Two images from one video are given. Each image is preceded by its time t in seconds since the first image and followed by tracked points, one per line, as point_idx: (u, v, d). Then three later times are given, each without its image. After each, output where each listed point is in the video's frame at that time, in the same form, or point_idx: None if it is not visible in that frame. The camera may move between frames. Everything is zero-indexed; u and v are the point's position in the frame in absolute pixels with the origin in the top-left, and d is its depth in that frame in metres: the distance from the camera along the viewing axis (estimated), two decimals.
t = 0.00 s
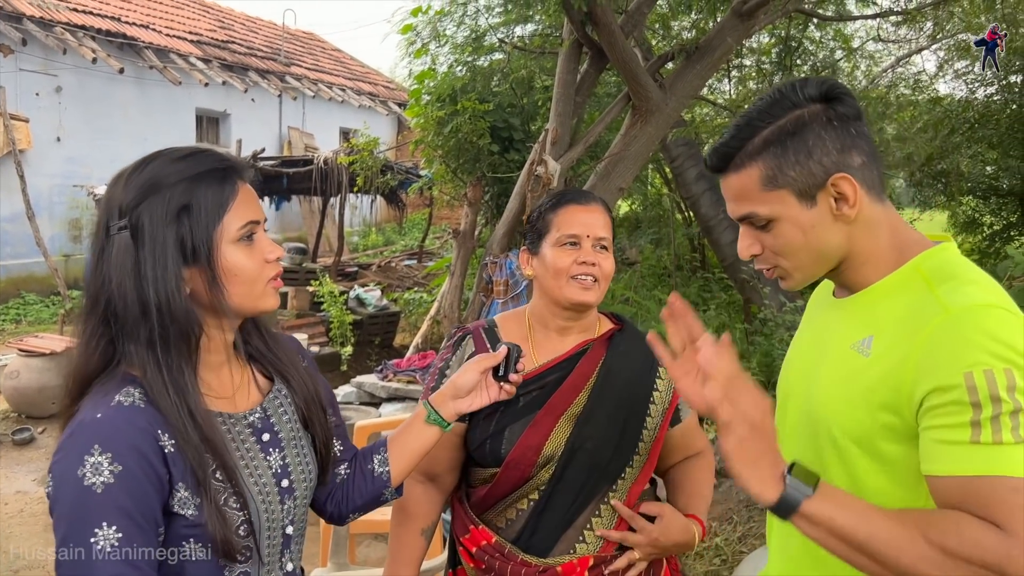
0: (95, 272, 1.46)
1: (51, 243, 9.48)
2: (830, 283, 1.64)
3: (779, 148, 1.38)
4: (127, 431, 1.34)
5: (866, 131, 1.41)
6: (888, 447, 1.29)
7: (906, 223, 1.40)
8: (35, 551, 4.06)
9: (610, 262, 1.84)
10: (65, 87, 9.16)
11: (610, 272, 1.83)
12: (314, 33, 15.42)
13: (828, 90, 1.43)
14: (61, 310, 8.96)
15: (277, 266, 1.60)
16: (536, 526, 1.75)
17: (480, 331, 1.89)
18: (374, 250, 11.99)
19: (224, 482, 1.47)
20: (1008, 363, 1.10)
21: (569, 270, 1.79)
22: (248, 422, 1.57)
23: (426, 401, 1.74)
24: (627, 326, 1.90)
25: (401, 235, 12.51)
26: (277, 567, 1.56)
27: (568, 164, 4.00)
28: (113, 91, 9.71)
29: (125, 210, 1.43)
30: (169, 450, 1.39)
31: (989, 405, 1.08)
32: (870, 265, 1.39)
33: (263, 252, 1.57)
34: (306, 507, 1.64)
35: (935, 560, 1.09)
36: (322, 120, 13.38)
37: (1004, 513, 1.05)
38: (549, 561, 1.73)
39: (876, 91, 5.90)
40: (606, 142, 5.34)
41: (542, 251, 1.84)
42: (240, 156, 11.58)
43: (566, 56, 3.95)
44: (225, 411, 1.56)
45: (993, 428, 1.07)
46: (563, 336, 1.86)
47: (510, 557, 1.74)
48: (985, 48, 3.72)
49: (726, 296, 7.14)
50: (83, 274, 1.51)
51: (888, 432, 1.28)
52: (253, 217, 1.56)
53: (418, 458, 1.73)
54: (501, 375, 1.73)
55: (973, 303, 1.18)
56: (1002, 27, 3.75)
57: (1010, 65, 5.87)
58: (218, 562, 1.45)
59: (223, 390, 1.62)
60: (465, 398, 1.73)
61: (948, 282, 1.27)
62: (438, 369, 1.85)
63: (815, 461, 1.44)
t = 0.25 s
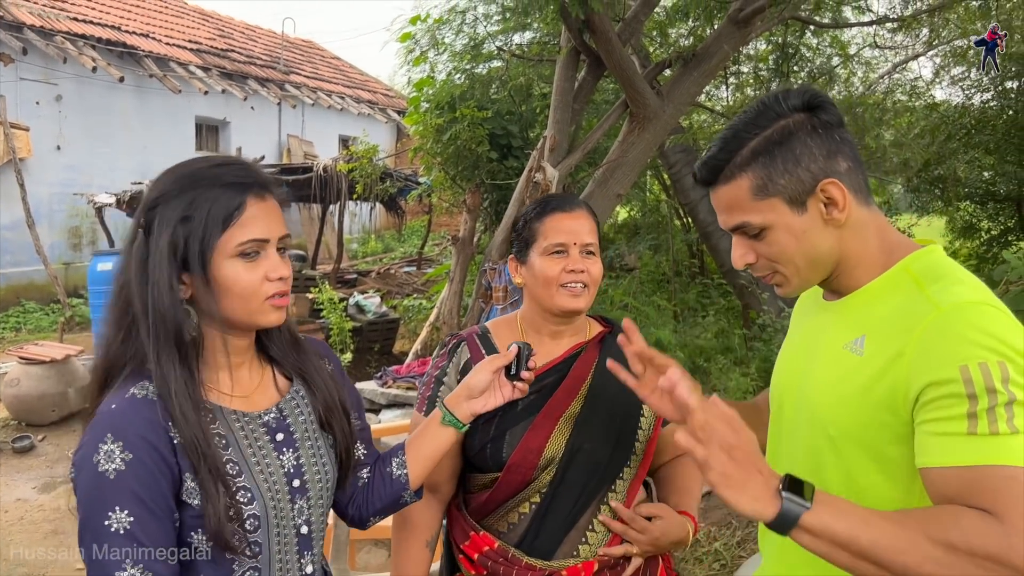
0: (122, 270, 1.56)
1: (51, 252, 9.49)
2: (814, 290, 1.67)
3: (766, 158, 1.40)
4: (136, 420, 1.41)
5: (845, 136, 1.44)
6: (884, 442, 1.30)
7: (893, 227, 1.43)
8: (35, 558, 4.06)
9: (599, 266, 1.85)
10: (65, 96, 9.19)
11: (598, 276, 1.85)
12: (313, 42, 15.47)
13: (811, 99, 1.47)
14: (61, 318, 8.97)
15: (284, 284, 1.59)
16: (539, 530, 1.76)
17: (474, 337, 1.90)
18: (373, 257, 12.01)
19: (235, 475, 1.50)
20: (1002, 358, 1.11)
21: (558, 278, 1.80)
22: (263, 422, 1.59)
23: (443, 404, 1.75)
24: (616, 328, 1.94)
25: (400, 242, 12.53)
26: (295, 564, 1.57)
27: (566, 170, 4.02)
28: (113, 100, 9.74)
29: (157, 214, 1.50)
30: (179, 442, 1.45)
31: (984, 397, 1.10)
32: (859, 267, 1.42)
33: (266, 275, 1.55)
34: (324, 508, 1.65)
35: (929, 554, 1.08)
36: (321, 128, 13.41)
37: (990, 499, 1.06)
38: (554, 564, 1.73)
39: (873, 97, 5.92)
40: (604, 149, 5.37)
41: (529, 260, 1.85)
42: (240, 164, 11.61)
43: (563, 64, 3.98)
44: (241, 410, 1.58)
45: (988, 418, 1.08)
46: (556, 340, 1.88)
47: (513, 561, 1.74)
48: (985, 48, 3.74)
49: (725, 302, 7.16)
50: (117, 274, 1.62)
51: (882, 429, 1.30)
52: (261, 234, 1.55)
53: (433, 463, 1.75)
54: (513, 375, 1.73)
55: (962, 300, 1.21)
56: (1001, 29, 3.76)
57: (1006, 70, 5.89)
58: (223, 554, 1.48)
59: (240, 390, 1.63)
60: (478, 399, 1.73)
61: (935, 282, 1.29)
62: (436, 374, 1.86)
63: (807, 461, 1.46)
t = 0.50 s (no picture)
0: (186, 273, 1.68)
1: (50, 258, 9.49)
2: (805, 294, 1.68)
3: (767, 162, 1.39)
4: (185, 410, 1.44)
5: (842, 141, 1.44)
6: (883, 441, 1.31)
7: (886, 232, 1.44)
8: (34, 565, 4.06)
9: (588, 272, 1.84)
10: (64, 103, 9.21)
11: (588, 280, 1.84)
12: (311, 48, 15.51)
13: (808, 107, 1.47)
14: (60, 324, 8.96)
15: (294, 294, 1.56)
16: (541, 536, 1.77)
17: (470, 345, 1.89)
18: (373, 263, 12.03)
19: (276, 465, 1.49)
20: (1000, 357, 1.12)
21: (548, 287, 1.79)
22: (308, 418, 1.58)
23: (475, 409, 1.72)
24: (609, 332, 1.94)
25: (399, 247, 12.56)
26: (334, 554, 1.57)
27: (564, 176, 4.04)
28: (113, 106, 9.76)
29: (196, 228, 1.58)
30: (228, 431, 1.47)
31: (984, 395, 1.09)
32: (854, 272, 1.43)
33: (268, 287, 1.54)
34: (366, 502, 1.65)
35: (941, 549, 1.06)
36: (320, 133, 13.44)
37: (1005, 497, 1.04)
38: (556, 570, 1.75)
39: (870, 102, 5.94)
40: (602, 154, 5.39)
41: (518, 271, 1.84)
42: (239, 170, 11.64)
43: (561, 70, 3.99)
44: (288, 406, 1.59)
45: (989, 416, 1.08)
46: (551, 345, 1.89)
47: (516, 568, 1.75)
48: (985, 48, 3.76)
49: (723, 306, 7.18)
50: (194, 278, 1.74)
51: (879, 430, 1.31)
52: (266, 247, 1.54)
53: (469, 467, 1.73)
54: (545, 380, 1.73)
55: (957, 303, 1.22)
56: (998, 31, 3.78)
57: (1002, 75, 5.92)
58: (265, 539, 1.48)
59: (291, 385, 1.64)
60: (509, 404, 1.70)
61: (930, 285, 1.30)
62: (434, 384, 1.87)
63: (805, 463, 1.46)
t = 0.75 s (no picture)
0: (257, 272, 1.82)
1: (48, 264, 9.50)
2: (781, 301, 1.69)
3: (748, 167, 1.40)
4: (224, 390, 1.55)
5: (825, 153, 1.46)
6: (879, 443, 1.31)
7: (862, 244, 1.47)
8: (33, 571, 4.07)
9: (575, 280, 1.84)
10: (63, 109, 9.23)
11: (576, 287, 1.84)
12: (310, 53, 15.55)
13: (791, 117, 1.48)
14: (59, 330, 8.97)
15: (311, 296, 1.59)
16: (534, 540, 1.79)
17: (462, 353, 1.90)
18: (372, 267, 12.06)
19: (294, 448, 1.55)
20: (994, 359, 1.12)
21: (534, 296, 1.80)
22: (333, 410, 1.63)
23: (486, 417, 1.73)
24: (601, 340, 1.95)
25: (398, 252, 12.59)
26: (338, 541, 1.60)
27: (560, 182, 4.06)
28: (111, 112, 9.78)
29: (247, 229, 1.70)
30: (254, 413, 1.55)
31: (986, 398, 1.09)
32: (827, 280, 1.44)
33: (287, 287, 1.59)
34: (381, 495, 1.66)
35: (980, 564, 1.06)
36: (319, 139, 13.47)
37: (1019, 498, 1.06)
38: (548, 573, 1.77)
39: (866, 106, 5.97)
40: (599, 159, 5.41)
41: (506, 280, 1.85)
42: (237, 175, 11.66)
43: (556, 77, 4.01)
44: (316, 397, 1.64)
45: (994, 419, 1.08)
46: (542, 353, 1.90)
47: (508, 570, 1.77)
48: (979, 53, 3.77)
49: (721, 310, 7.19)
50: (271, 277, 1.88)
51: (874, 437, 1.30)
52: (289, 250, 1.60)
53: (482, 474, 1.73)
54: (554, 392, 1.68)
55: (940, 308, 1.22)
56: (993, 35, 3.80)
57: (997, 79, 5.93)
58: (278, 514, 1.54)
59: (324, 379, 1.69)
60: (519, 413, 1.69)
61: (908, 291, 1.31)
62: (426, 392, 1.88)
63: (796, 469, 1.46)
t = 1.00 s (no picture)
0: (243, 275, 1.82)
1: (47, 266, 9.49)
2: (791, 291, 1.66)
3: (772, 145, 1.39)
4: (206, 385, 1.55)
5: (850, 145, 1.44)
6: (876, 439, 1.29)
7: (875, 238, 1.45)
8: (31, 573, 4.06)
9: (569, 281, 1.82)
10: (62, 111, 9.23)
11: (571, 288, 1.82)
12: (310, 55, 15.56)
13: (823, 103, 1.46)
14: (58, 332, 8.96)
15: (295, 294, 1.59)
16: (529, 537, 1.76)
17: (460, 349, 1.88)
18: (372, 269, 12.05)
19: (276, 442, 1.55)
20: (990, 358, 1.11)
21: (527, 297, 1.79)
22: (317, 404, 1.62)
23: (473, 417, 1.72)
24: (603, 339, 1.93)
25: (398, 254, 12.59)
26: (325, 538, 1.58)
27: (558, 182, 4.06)
28: (110, 114, 9.78)
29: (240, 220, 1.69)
30: (234, 407, 1.55)
31: (977, 395, 1.08)
32: (836, 271, 1.43)
33: (271, 284, 1.59)
34: (367, 491, 1.65)
35: (947, 554, 1.04)
36: (318, 140, 13.48)
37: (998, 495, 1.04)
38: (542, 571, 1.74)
39: (866, 107, 5.96)
40: (598, 160, 5.41)
41: (502, 279, 1.84)
42: (237, 177, 11.66)
43: (554, 78, 4.01)
44: (300, 391, 1.63)
45: (981, 417, 1.06)
46: (540, 352, 1.87)
47: (501, 568, 1.75)
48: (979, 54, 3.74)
49: (721, 312, 7.18)
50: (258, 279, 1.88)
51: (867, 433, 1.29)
52: (276, 247, 1.60)
53: (469, 474, 1.71)
54: (540, 394, 1.68)
55: (944, 306, 1.20)
56: (994, 34, 3.79)
57: (997, 79, 5.92)
58: (259, 509, 1.53)
59: (309, 373, 1.68)
60: (505, 414, 1.68)
61: (914, 288, 1.30)
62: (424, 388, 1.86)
63: (788, 465, 1.44)
